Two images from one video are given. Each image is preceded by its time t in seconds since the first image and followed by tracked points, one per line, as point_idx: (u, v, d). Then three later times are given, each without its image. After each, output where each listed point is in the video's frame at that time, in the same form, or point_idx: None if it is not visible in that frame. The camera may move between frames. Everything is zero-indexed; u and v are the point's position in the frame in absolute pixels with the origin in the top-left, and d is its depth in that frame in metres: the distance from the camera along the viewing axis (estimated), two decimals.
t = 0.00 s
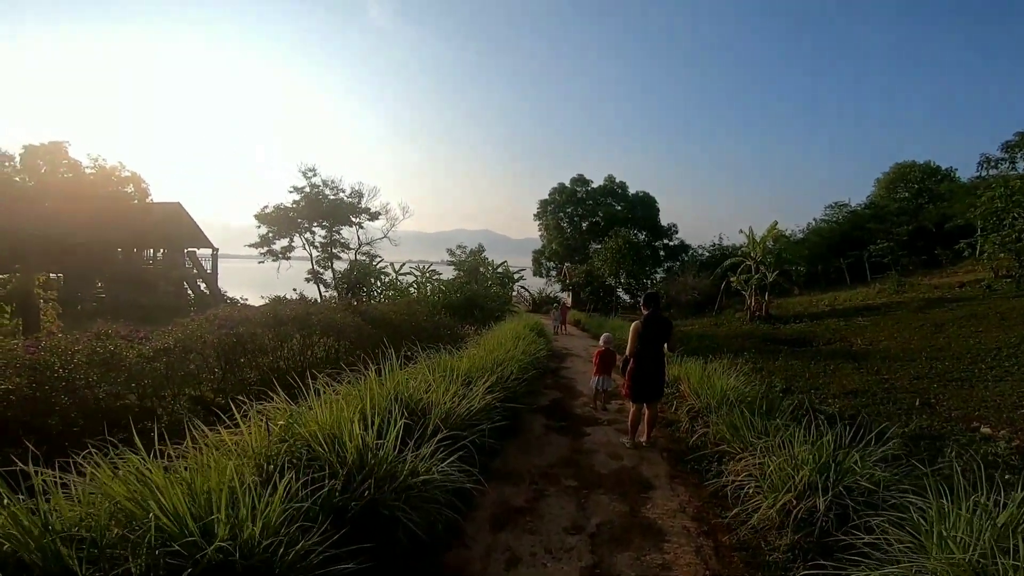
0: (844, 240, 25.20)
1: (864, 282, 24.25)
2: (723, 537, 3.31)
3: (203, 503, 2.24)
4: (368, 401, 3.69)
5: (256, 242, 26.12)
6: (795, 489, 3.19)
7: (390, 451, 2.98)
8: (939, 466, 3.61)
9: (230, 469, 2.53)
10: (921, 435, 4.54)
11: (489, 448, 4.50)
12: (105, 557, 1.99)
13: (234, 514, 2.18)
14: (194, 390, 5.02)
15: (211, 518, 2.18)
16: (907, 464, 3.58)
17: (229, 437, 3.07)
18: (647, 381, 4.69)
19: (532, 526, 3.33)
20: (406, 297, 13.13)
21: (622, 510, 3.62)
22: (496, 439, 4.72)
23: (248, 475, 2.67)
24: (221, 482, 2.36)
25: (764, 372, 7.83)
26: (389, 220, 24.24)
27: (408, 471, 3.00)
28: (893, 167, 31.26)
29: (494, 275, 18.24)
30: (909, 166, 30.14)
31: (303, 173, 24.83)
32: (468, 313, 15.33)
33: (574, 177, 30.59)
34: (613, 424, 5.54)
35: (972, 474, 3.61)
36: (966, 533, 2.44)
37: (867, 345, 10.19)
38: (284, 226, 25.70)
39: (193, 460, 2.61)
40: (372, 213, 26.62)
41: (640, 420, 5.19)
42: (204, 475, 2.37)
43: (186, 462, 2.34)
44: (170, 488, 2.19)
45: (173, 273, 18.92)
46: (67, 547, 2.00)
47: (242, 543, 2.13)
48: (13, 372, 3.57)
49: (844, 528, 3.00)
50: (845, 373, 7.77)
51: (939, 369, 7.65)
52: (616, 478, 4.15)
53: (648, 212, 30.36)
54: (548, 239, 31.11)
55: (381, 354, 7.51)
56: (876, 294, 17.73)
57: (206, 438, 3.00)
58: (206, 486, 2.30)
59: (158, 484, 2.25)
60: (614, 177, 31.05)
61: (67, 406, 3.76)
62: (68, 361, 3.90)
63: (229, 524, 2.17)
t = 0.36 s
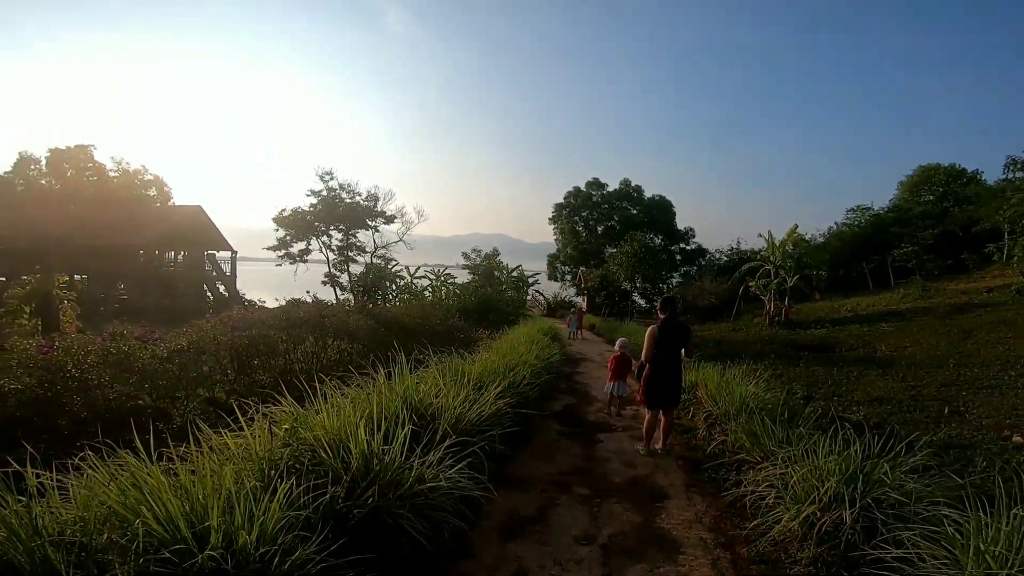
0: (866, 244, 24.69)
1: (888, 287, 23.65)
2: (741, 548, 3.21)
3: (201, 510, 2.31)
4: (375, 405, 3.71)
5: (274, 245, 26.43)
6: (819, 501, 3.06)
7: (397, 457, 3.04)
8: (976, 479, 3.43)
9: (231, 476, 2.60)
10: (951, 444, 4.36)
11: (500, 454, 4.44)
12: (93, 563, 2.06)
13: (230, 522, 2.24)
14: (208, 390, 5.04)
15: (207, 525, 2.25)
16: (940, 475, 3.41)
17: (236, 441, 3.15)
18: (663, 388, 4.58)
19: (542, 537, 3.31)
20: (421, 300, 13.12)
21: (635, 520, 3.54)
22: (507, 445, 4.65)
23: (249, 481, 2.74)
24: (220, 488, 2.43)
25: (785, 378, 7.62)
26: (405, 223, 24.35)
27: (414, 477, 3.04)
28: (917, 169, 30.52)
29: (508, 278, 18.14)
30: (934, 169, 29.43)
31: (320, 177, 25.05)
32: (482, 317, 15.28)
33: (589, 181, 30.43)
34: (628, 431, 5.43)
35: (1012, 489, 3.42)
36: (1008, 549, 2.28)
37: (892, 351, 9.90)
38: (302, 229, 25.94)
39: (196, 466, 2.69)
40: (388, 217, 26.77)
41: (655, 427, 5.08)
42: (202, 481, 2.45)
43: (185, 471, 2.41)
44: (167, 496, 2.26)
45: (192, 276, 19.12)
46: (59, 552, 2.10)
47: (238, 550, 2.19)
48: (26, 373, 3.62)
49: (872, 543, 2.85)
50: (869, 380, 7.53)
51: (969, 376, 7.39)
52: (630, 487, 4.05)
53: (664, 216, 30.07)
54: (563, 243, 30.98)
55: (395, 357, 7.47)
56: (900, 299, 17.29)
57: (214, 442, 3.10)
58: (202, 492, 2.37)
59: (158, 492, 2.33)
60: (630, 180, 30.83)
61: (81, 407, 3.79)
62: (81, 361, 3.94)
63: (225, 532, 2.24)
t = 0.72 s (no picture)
0: (885, 245, 24.29)
1: (907, 288, 23.17)
2: (760, 555, 3.12)
3: (206, 517, 2.32)
4: (386, 407, 3.69)
5: (287, 246, 26.65)
6: (844, 510, 2.96)
7: (407, 462, 3.02)
8: (1009, 487, 3.29)
9: (238, 482, 2.61)
10: (978, 450, 4.23)
11: (511, 458, 4.38)
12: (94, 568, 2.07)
13: (234, 530, 2.24)
14: (221, 390, 5.05)
15: (212, 533, 2.26)
16: (971, 483, 3.29)
17: (244, 444, 3.16)
18: (680, 391, 4.49)
19: (553, 543, 3.26)
20: (433, 300, 13.12)
21: (651, 525, 3.46)
22: (519, 449, 4.60)
23: (257, 486, 2.74)
24: (225, 495, 2.43)
25: (802, 382, 7.47)
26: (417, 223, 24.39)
27: (424, 482, 3.03)
28: (937, 168, 29.91)
29: (520, 278, 18.08)
30: (954, 168, 28.83)
31: (333, 177, 25.21)
32: (493, 317, 15.24)
33: (602, 181, 30.26)
34: (642, 434, 5.34)
35: None
36: None
37: (913, 355, 9.67)
38: (315, 229, 26.12)
39: (204, 470, 2.70)
40: (400, 217, 26.86)
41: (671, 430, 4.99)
42: (207, 486, 2.45)
43: (191, 476, 2.42)
44: (171, 502, 2.27)
45: (207, 274, 19.00)
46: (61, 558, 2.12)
47: (242, 558, 2.19)
48: (41, 372, 3.67)
49: (900, 552, 2.75)
50: (889, 383, 7.34)
51: (993, 379, 7.18)
52: (644, 492, 3.98)
53: (677, 216, 29.80)
54: (575, 243, 30.85)
55: (406, 356, 7.46)
56: (920, 301, 16.94)
57: (222, 445, 3.10)
58: (205, 498, 2.37)
59: (163, 495, 2.35)
60: (643, 180, 30.61)
61: (95, 406, 3.84)
62: (94, 360, 3.95)
63: (230, 539, 2.24)
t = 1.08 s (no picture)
0: (889, 244, 24.17)
1: (912, 287, 23.02)
2: (764, 557, 3.10)
3: (204, 518, 2.32)
4: (387, 407, 3.68)
5: (290, 245, 26.68)
6: (849, 511, 2.93)
7: (407, 462, 3.00)
8: (1019, 488, 3.25)
9: (236, 484, 2.60)
10: (985, 450, 4.19)
11: (514, 459, 4.37)
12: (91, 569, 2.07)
13: (231, 532, 2.23)
14: (224, 390, 5.05)
15: (210, 535, 2.26)
16: (980, 484, 3.26)
17: (244, 444, 3.15)
18: (684, 391, 4.46)
19: (556, 545, 3.24)
20: (435, 300, 13.12)
21: (653, 526, 3.45)
22: (522, 449, 4.58)
23: (256, 488, 2.73)
24: (223, 496, 2.42)
25: (807, 381, 7.43)
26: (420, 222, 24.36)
27: (426, 483, 3.02)
28: (942, 166, 29.71)
29: (523, 278, 18.03)
30: (959, 167, 28.65)
31: (336, 177, 25.23)
32: (496, 317, 15.22)
33: (604, 180, 30.19)
34: (645, 434, 5.31)
35: None
36: None
37: (918, 354, 9.60)
38: (318, 229, 26.16)
39: (204, 471, 2.70)
40: (403, 216, 26.87)
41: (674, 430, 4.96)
42: (205, 487, 2.45)
43: (189, 477, 2.42)
44: (168, 503, 2.28)
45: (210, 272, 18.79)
46: (56, 559, 2.11)
47: (240, 561, 2.19)
48: (43, 372, 3.67)
49: (908, 554, 2.72)
50: (894, 383, 7.28)
51: (1000, 378, 7.11)
52: (647, 492, 3.96)
53: (680, 215, 29.72)
54: (578, 243, 30.80)
55: (409, 356, 7.44)
56: (925, 300, 16.84)
57: (222, 446, 3.10)
58: (204, 499, 2.37)
59: (161, 496, 2.35)
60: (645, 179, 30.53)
61: (97, 406, 3.83)
62: (96, 360, 3.96)
63: (228, 541, 2.24)
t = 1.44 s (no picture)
0: (878, 241, 24.39)
1: (900, 285, 23.25)
2: (755, 554, 3.12)
3: (187, 518, 2.31)
4: (376, 405, 3.66)
5: (281, 242, 26.48)
6: (838, 508, 2.95)
7: (395, 460, 2.99)
8: (1006, 485, 3.28)
9: (219, 483, 2.58)
10: (972, 446, 4.23)
11: (505, 456, 4.36)
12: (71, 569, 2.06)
13: (214, 532, 2.22)
14: (212, 388, 5.00)
15: (192, 535, 2.24)
16: (967, 481, 3.29)
17: (231, 444, 3.13)
18: (675, 387, 4.47)
19: (548, 543, 3.24)
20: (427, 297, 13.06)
21: (645, 524, 3.45)
22: (513, 446, 4.57)
23: (241, 488, 2.71)
24: (206, 496, 2.41)
25: (797, 378, 7.46)
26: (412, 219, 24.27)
27: (415, 481, 3.00)
28: (930, 165, 29.97)
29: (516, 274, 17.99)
30: (946, 165, 28.91)
31: (327, 173, 25.05)
32: (488, 314, 15.18)
33: (597, 177, 30.21)
34: (637, 431, 5.32)
35: None
36: None
37: (906, 351, 9.68)
38: (310, 226, 25.99)
39: (188, 471, 2.68)
40: (395, 213, 26.75)
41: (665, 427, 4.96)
42: (189, 487, 2.43)
43: (172, 476, 2.40)
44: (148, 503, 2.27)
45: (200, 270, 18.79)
46: (34, 559, 2.09)
47: (223, 560, 2.18)
48: (24, 371, 3.59)
49: (896, 551, 2.73)
50: (883, 380, 7.35)
51: (986, 375, 7.18)
52: (639, 489, 3.96)
53: (672, 212, 29.81)
54: (570, 240, 30.83)
55: (400, 353, 7.40)
56: (913, 297, 17.00)
57: (207, 446, 3.08)
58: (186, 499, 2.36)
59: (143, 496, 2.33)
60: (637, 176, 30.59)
61: (82, 406, 3.76)
62: (79, 358, 3.91)
63: (211, 541, 2.22)
